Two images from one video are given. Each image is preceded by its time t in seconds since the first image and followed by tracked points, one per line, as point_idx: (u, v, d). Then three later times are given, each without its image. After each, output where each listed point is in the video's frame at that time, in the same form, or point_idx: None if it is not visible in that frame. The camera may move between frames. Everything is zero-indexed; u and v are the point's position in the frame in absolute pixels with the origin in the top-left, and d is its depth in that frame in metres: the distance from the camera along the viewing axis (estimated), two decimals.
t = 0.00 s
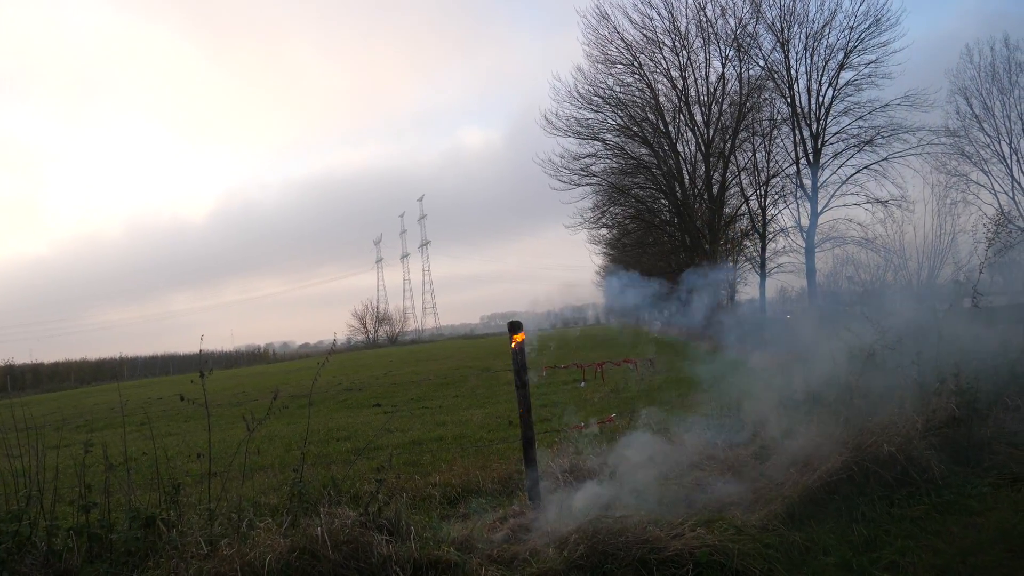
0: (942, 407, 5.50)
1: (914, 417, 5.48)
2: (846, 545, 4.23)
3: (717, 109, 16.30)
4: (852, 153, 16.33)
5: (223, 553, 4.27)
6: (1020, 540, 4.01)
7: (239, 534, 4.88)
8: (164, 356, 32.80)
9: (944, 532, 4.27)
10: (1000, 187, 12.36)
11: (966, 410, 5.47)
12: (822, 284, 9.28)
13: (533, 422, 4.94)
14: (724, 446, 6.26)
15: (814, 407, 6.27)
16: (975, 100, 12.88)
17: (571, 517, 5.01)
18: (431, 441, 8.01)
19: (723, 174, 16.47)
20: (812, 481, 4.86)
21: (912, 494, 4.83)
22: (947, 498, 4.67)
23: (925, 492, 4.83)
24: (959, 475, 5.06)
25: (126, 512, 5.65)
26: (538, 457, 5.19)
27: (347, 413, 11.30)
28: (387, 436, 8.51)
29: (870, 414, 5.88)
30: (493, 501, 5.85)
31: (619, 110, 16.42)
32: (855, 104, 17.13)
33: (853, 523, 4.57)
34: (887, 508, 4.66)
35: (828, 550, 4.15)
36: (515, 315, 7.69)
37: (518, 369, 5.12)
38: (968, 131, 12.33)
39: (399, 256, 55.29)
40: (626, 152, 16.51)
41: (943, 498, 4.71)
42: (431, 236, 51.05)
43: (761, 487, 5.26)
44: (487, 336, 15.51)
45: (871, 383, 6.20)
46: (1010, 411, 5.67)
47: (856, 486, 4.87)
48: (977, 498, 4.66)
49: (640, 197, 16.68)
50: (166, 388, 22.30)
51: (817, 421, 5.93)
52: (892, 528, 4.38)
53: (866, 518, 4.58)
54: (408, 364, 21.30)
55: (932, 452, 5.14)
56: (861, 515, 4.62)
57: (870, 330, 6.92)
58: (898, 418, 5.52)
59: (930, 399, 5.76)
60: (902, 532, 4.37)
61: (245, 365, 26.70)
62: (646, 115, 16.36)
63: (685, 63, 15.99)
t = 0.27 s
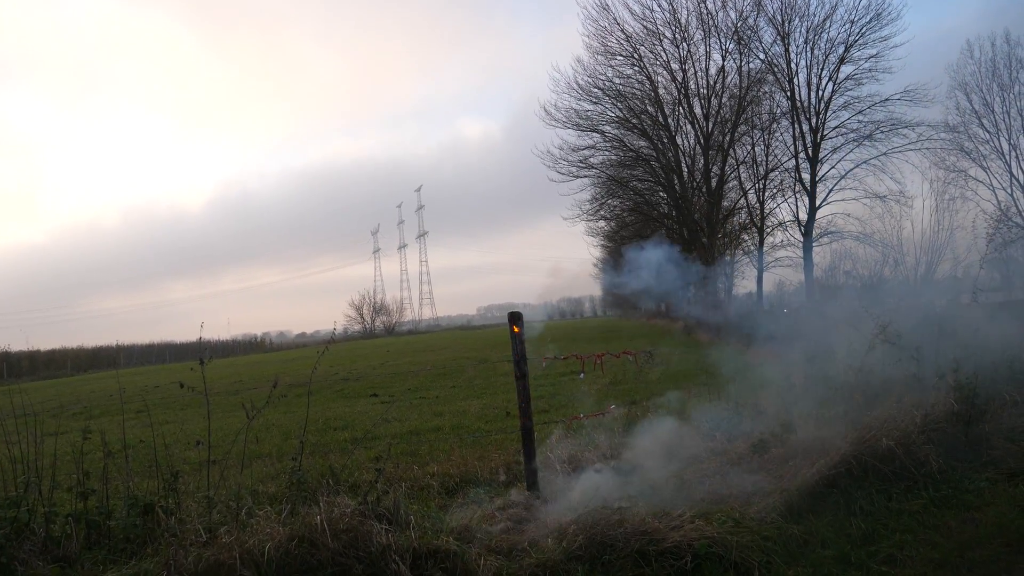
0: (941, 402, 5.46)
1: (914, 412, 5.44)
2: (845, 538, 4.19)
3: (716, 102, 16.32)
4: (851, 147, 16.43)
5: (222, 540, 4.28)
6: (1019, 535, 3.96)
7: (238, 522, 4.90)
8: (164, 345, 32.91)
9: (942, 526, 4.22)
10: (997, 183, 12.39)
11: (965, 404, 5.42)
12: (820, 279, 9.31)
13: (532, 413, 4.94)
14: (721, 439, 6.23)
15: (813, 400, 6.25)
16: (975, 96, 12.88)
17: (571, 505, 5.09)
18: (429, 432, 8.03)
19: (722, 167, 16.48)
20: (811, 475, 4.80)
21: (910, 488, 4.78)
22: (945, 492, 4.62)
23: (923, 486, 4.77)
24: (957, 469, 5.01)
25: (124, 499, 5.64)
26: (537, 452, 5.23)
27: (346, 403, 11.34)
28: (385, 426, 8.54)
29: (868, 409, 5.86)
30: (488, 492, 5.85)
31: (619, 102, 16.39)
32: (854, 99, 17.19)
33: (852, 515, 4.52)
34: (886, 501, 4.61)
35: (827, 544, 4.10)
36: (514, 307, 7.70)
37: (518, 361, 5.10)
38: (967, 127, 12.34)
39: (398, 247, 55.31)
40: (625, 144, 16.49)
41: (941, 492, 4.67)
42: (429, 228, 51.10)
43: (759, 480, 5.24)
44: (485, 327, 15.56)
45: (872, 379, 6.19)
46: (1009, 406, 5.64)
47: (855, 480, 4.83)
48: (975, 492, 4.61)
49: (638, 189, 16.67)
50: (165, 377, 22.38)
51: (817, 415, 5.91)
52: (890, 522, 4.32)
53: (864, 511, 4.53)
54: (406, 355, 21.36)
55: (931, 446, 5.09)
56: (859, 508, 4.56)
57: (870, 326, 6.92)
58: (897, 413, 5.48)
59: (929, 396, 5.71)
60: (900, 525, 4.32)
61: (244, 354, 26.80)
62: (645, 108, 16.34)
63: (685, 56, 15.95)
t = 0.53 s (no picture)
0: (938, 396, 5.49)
1: (910, 406, 5.47)
2: (841, 529, 4.21)
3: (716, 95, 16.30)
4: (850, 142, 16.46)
5: (219, 525, 4.29)
6: (1014, 527, 4.00)
7: (235, 507, 4.92)
8: (160, 331, 32.86)
9: (938, 518, 4.25)
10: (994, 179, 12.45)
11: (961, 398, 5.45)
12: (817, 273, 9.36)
13: (531, 401, 4.95)
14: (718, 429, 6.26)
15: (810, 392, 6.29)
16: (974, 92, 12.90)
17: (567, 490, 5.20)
18: (425, 420, 8.06)
19: (720, 160, 16.49)
20: (809, 466, 4.81)
21: (906, 480, 4.81)
22: (940, 485, 4.66)
23: (918, 479, 4.81)
24: (952, 462, 5.05)
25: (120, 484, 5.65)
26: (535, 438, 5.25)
27: (342, 390, 11.37)
28: (382, 414, 8.57)
29: (865, 402, 5.90)
30: (485, 480, 5.88)
31: (619, 93, 16.34)
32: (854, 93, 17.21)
33: (848, 506, 4.54)
34: (882, 493, 4.63)
35: (824, 534, 4.13)
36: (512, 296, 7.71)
37: (517, 349, 5.09)
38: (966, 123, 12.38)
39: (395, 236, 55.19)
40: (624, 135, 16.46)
41: (937, 484, 4.70)
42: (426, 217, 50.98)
43: (755, 469, 5.26)
44: (482, 317, 15.59)
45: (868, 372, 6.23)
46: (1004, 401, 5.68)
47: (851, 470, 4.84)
48: (970, 485, 4.65)
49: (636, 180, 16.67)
50: (161, 363, 22.38)
51: (814, 407, 5.95)
52: (886, 514, 4.34)
53: (861, 502, 4.55)
54: (402, 344, 21.39)
55: (926, 439, 5.12)
56: (855, 499, 4.59)
57: (866, 319, 6.98)
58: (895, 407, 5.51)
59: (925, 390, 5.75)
60: (896, 517, 4.34)
61: (240, 341, 26.81)
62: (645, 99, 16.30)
63: (686, 47, 15.90)
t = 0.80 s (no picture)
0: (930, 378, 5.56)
1: (900, 388, 5.56)
2: (831, 504, 4.26)
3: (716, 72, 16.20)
4: (847, 124, 16.46)
5: (213, 489, 4.33)
6: (1001, 506, 4.07)
7: (228, 471, 4.97)
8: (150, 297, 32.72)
9: (926, 496, 4.32)
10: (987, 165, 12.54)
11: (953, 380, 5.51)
12: (810, 254, 9.43)
13: (525, 373, 4.99)
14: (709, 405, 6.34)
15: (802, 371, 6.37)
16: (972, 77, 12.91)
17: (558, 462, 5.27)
18: (418, 390, 8.11)
19: (717, 139, 16.46)
20: (801, 443, 4.85)
21: (895, 459, 4.88)
22: (929, 464, 4.73)
23: (907, 458, 4.88)
24: (941, 442, 5.14)
25: (111, 447, 5.66)
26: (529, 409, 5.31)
27: (334, 360, 11.42)
28: (374, 384, 8.62)
29: (856, 382, 5.99)
30: (477, 450, 5.95)
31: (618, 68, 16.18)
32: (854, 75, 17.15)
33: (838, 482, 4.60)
34: (872, 471, 4.69)
35: (814, 509, 4.18)
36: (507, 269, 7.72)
37: (513, 321, 5.11)
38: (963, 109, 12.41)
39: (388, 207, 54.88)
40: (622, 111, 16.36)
41: (926, 464, 4.77)
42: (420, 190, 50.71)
43: (746, 444, 5.32)
44: (475, 290, 15.62)
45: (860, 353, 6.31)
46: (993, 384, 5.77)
47: (843, 446, 4.88)
48: (957, 466, 4.73)
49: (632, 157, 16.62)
50: (151, 330, 22.34)
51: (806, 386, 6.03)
52: (876, 491, 4.40)
53: (850, 479, 4.61)
54: (394, 315, 21.45)
55: (916, 420, 5.20)
56: (845, 476, 4.65)
57: (859, 301, 7.04)
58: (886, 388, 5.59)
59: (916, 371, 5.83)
60: (885, 493, 4.41)
61: (230, 310, 26.77)
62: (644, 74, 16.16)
63: (687, 23, 15.72)
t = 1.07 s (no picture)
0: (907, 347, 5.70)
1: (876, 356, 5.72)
2: (808, 465, 4.37)
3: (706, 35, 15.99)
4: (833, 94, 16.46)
5: (192, 434, 4.33)
6: (972, 472, 4.24)
7: (207, 417, 4.98)
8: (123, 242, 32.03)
9: (901, 459, 4.45)
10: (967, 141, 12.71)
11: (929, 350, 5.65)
12: (791, 222, 9.54)
13: (510, 327, 5.02)
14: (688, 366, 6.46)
15: (781, 336, 6.48)
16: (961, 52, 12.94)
17: (538, 417, 5.35)
18: (399, 342, 8.13)
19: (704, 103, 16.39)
20: (781, 405, 4.95)
21: (871, 423, 5.02)
22: (904, 429, 4.87)
23: (882, 423, 5.03)
24: (914, 408, 5.30)
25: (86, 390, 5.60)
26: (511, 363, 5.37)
27: (314, 310, 11.37)
28: (355, 335, 8.61)
29: (834, 348, 6.11)
30: (458, 402, 6.01)
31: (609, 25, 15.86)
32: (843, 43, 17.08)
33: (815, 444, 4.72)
34: (849, 434, 4.81)
35: (791, 469, 4.30)
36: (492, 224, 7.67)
37: (500, 274, 5.13)
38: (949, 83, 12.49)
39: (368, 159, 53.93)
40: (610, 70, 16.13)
41: (901, 429, 4.91)
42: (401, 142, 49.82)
43: (726, 404, 5.43)
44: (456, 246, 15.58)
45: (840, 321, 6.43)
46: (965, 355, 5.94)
47: (822, 410, 5.01)
48: (930, 431, 4.88)
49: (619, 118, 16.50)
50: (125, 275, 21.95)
51: (786, 351, 6.14)
52: (852, 453, 4.52)
53: (828, 441, 4.72)
54: (373, 268, 21.35)
55: (892, 386, 5.33)
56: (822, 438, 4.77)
57: (839, 270, 7.15)
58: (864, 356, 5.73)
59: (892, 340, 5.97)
60: (860, 456, 4.53)
61: (206, 258, 26.37)
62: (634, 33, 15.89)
63: None
